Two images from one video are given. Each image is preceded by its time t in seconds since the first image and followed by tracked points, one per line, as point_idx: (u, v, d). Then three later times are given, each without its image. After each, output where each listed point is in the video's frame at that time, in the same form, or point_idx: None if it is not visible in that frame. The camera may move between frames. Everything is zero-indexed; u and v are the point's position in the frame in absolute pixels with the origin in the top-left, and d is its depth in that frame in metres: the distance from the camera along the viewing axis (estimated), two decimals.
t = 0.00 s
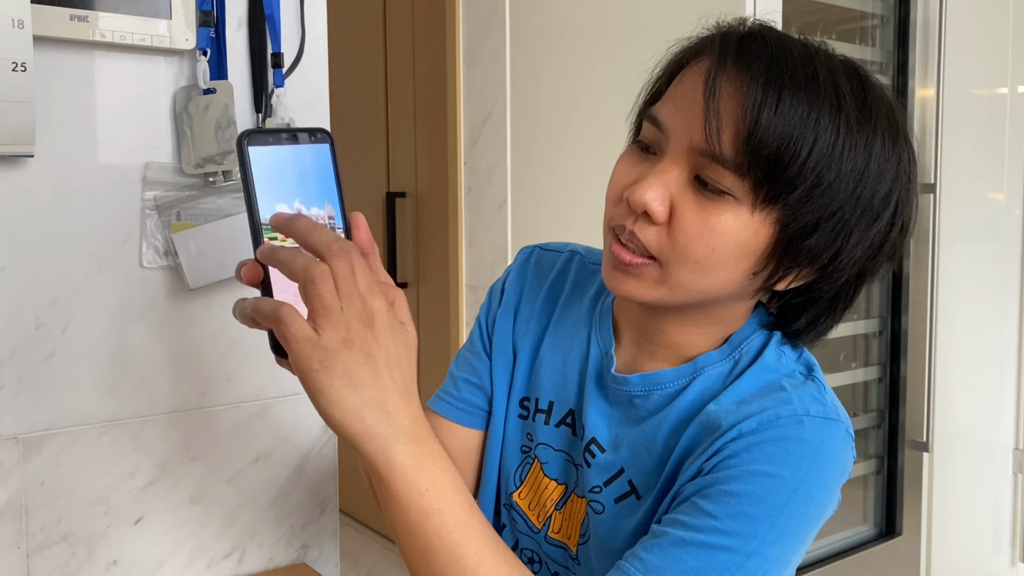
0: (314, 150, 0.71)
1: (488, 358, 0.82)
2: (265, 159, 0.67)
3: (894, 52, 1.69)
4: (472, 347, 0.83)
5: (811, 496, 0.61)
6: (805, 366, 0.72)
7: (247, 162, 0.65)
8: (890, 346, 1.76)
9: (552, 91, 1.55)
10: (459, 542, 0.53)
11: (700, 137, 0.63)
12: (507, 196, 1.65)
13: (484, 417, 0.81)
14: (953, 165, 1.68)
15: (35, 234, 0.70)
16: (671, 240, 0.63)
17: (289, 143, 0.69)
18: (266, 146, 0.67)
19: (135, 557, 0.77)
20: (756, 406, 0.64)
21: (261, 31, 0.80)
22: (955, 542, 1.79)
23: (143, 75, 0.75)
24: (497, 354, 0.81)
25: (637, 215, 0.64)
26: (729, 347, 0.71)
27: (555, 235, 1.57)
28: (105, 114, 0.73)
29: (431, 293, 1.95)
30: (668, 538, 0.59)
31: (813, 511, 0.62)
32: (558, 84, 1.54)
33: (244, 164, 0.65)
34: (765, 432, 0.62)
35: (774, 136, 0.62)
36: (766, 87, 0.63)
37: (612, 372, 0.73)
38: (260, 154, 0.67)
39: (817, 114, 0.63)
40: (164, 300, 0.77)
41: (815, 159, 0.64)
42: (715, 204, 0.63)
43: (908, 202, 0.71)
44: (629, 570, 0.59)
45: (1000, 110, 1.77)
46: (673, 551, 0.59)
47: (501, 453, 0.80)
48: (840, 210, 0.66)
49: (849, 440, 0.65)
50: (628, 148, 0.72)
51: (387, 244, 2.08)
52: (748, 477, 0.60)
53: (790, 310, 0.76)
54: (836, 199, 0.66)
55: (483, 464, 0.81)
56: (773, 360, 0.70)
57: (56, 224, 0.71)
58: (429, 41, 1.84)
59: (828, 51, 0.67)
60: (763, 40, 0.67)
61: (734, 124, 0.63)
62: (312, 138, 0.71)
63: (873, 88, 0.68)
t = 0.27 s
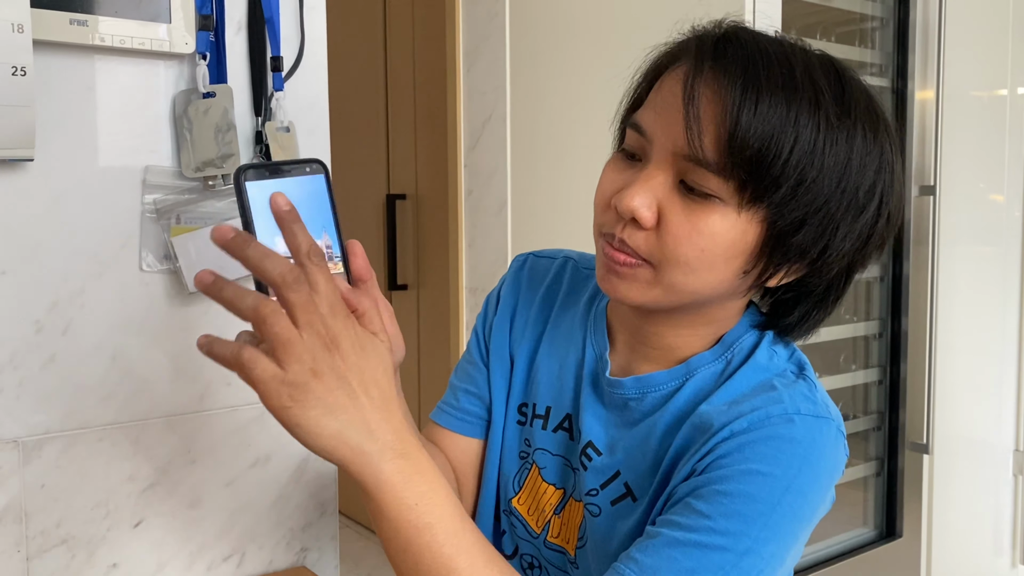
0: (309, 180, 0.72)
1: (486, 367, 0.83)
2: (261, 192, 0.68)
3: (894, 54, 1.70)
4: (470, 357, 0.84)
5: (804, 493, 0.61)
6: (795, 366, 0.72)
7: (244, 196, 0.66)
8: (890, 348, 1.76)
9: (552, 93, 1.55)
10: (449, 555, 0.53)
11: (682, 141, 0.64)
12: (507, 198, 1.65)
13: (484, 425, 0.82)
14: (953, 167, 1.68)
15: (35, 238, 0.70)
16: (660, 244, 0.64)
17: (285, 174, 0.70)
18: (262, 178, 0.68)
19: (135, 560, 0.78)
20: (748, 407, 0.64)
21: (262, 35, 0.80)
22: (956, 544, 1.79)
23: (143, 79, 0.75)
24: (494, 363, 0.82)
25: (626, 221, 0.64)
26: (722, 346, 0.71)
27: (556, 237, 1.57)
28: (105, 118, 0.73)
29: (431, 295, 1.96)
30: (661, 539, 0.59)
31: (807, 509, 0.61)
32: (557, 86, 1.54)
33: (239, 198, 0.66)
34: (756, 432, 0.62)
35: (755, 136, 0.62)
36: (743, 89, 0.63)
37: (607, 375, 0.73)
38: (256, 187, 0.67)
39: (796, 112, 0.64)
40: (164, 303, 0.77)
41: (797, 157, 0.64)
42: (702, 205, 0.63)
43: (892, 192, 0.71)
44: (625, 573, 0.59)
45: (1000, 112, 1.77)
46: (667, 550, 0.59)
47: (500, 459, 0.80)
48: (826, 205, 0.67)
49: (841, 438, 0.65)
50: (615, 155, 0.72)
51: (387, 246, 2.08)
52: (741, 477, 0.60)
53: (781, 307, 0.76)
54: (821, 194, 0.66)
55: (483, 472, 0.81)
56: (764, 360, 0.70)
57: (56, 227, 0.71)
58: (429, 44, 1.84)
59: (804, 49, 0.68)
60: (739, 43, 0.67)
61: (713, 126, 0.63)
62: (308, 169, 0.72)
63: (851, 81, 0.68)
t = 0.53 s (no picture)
0: (319, 172, 0.70)
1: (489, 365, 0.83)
2: (267, 181, 0.66)
3: (894, 55, 1.70)
4: (473, 356, 0.84)
5: (825, 473, 0.63)
6: (806, 349, 0.73)
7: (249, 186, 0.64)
8: (891, 348, 1.76)
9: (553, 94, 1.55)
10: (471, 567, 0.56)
11: (682, 143, 0.64)
12: (507, 200, 1.65)
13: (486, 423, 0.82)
14: (955, 168, 1.68)
15: (37, 240, 0.70)
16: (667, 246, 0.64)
17: (293, 166, 0.68)
18: (269, 168, 0.66)
19: (137, 562, 0.78)
20: (768, 393, 0.65)
21: (263, 37, 0.80)
22: (958, 546, 1.79)
23: (146, 80, 0.75)
24: (498, 360, 0.82)
25: (631, 225, 0.65)
26: (728, 335, 0.71)
27: (557, 238, 1.57)
28: (107, 119, 0.73)
29: (432, 297, 1.96)
30: (695, 530, 0.60)
31: (832, 489, 0.63)
32: (558, 87, 1.55)
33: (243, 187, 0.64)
34: (780, 419, 0.63)
35: (753, 135, 0.62)
36: (739, 89, 0.63)
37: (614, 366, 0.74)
38: (261, 176, 0.66)
39: (794, 108, 0.63)
40: (166, 304, 0.77)
41: (797, 153, 0.64)
42: (705, 205, 0.63)
43: (892, 177, 0.71)
44: (660, 568, 0.60)
45: (1000, 113, 1.77)
46: (701, 542, 0.60)
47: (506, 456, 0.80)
48: (828, 198, 0.67)
49: (860, 417, 0.67)
50: (616, 155, 0.72)
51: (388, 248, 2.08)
52: (768, 465, 0.62)
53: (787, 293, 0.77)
54: (823, 187, 0.66)
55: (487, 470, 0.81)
56: (776, 346, 0.70)
57: (58, 229, 0.71)
58: (430, 45, 1.84)
59: (797, 43, 0.67)
60: (732, 41, 0.67)
61: (712, 126, 0.63)
62: (318, 162, 0.70)
63: (846, 72, 0.67)
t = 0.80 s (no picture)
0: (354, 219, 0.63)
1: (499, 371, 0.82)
2: (305, 230, 0.58)
3: (894, 55, 1.70)
4: (482, 360, 0.83)
5: (842, 487, 0.64)
6: (821, 360, 0.74)
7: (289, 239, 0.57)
8: (892, 349, 1.77)
9: (554, 95, 1.55)
10: None
11: (722, 154, 0.63)
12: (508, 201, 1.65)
13: (497, 428, 0.81)
14: (956, 168, 1.68)
15: (38, 241, 0.70)
16: (701, 258, 0.63)
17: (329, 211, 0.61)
18: (305, 216, 0.59)
19: (138, 562, 0.78)
20: (789, 406, 0.65)
21: (264, 38, 0.80)
22: (960, 546, 1.79)
23: (147, 81, 0.75)
24: (509, 364, 0.81)
25: (665, 235, 0.64)
26: (744, 344, 0.71)
27: (559, 239, 1.57)
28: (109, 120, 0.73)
29: (434, 298, 1.96)
30: (716, 543, 0.61)
31: (849, 502, 0.64)
32: (559, 88, 1.55)
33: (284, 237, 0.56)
34: (803, 432, 0.63)
35: (796, 150, 0.62)
36: (785, 101, 0.62)
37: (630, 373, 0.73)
38: (300, 225, 0.58)
39: (834, 124, 0.64)
40: (168, 305, 0.77)
41: (834, 168, 0.64)
42: (743, 218, 0.63)
43: (913, 189, 0.72)
44: None
45: (1001, 113, 1.77)
46: (723, 555, 0.61)
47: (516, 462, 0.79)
48: (858, 211, 0.68)
49: (876, 429, 0.67)
50: (640, 158, 0.71)
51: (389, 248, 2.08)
52: (790, 479, 0.62)
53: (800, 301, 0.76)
54: (854, 202, 0.67)
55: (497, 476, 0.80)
56: (792, 355, 0.71)
57: (59, 230, 0.71)
58: (431, 46, 1.84)
59: (838, 56, 0.67)
60: (773, 50, 0.66)
61: (755, 138, 0.62)
62: (352, 205, 0.63)
63: (880, 87, 0.68)
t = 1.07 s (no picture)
0: (361, 222, 0.57)
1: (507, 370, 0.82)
2: (308, 234, 0.54)
3: (894, 55, 1.71)
4: (489, 359, 0.83)
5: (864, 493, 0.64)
6: (841, 366, 0.74)
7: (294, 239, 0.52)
8: (893, 349, 1.77)
9: (554, 95, 1.55)
10: None
11: (761, 155, 0.64)
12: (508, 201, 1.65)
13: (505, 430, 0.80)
14: (956, 168, 1.67)
15: (39, 241, 0.70)
16: (734, 257, 0.64)
17: (331, 211, 0.55)
18: (309, 219, 0.54)
19: (138, 562, 0.78)
20: (809, 411, 0.66)
21: (264, 38, 0.80)
22: (961, 547, 1.79)
23: (147, 81, 0.75)
24: (518, 365, 0.81)
25: (698, 233, 0.64)
26: (762, 349, 0.72)
27: (560, 240, 1.57)
28: (109, 119, 0.73)
29: (434, 298, 1.96)
30: (734, 539, 0.60)
31: (867, 509, 0.64)
32: (559, 88, 1.55)
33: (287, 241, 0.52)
34: (826, 437, 0.64)
35: (835, 154, 0.64)
36: (828, 107, 0.64)
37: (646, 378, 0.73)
38: (302, 225, 0.53)
39: (874, 129, 0.65)
40: (168, 305, 0.77)
41: (870, 172, 0.66)
42: (777, 218, 0.65)
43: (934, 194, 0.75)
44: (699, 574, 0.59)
45: (1001, 113, 1.76)
46: (743, 553, 0.60)
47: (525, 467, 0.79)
48: (887, 215, 0.70)
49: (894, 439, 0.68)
50: (668, 155, 0.71)
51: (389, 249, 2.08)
52: (811, 480, 0.62)
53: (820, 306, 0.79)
54: (881, 207, 0.69)
55: (506, 477, 0.80)
56: (810, 362, 0.71)
57: (59, 230, 0.71)
58: (431, 47, 1.84)
59: (872, 63, 0.68)
60: (812, 54, 0.67)
61: (795, 141, 0.64)
62: (361, 207, 0.57)
63: (910, 96, 0.70)
